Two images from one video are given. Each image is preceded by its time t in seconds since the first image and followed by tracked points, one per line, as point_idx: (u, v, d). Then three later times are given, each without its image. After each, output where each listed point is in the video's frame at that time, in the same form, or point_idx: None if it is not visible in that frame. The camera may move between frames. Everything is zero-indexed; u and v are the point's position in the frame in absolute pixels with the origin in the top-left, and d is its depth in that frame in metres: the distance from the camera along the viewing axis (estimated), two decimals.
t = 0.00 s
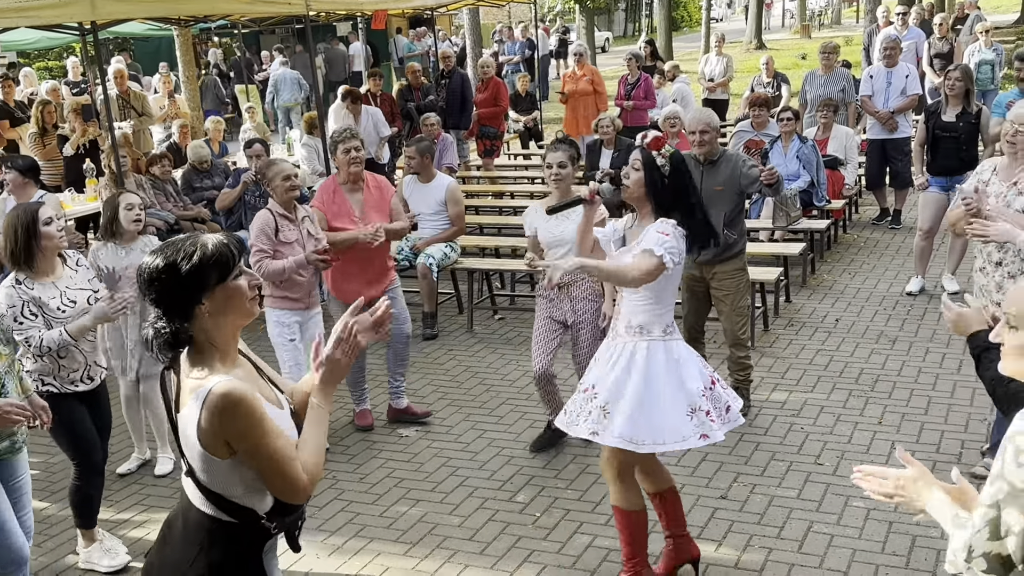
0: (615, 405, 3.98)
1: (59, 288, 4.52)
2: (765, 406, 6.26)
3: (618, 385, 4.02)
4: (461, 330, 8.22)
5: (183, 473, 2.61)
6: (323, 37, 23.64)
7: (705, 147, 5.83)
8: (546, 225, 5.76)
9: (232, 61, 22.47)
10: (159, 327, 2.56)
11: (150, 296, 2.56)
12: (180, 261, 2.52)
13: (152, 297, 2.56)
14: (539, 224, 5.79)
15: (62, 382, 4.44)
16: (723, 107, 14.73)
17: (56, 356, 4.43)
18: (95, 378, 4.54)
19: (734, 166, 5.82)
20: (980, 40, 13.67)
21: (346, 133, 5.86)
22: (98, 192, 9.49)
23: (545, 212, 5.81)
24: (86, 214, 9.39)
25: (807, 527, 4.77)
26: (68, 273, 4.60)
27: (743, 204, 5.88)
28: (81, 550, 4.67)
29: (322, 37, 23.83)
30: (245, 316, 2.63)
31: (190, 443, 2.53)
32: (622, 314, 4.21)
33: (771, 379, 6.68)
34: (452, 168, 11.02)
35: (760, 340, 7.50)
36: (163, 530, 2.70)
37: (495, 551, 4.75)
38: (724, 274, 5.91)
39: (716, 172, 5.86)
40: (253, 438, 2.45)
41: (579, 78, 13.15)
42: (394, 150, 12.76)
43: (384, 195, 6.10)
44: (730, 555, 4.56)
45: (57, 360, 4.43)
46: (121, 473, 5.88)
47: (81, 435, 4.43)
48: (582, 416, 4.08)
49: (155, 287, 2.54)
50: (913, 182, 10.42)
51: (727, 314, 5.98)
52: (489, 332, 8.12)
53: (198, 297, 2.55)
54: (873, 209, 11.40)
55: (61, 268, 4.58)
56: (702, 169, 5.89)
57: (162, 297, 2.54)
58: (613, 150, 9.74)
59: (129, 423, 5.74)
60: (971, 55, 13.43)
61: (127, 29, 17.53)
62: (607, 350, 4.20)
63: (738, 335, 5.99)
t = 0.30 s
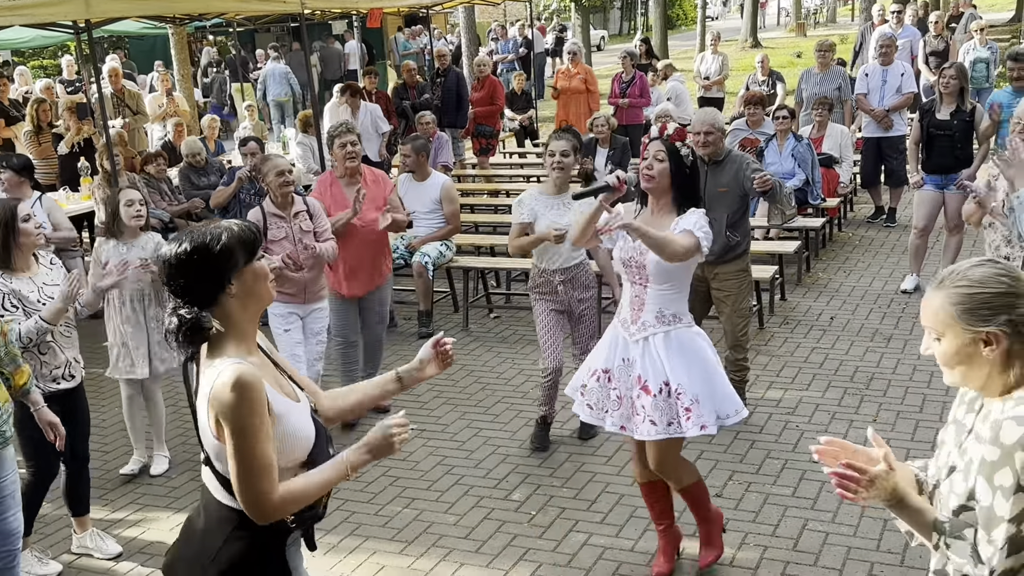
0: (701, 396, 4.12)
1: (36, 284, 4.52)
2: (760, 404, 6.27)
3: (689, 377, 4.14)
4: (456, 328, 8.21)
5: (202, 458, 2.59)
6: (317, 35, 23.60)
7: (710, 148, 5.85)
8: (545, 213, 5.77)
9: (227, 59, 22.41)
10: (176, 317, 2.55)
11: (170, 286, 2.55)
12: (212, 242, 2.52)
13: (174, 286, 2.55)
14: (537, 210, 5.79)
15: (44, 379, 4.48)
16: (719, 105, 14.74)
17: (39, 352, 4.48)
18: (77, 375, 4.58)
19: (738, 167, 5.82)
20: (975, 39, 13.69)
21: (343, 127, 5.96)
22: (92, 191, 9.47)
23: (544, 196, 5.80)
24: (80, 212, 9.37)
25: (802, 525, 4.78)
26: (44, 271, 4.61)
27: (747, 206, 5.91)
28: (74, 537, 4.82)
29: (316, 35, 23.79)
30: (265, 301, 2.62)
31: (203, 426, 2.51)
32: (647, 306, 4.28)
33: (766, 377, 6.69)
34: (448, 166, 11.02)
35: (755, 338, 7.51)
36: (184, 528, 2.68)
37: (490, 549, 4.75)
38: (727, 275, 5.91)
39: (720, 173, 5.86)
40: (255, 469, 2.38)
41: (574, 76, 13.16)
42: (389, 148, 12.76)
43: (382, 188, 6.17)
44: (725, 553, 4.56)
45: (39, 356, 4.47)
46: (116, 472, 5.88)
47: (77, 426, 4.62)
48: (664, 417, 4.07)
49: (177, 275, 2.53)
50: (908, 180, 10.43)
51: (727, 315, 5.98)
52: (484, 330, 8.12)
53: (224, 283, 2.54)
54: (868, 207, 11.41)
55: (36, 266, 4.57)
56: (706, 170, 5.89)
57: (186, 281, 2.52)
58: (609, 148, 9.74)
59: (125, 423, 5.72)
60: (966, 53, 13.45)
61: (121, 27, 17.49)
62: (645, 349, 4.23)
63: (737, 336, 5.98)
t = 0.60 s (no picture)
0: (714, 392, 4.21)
1: (8, 287, 4.36)
2: (756, 403, 6.27)
3: (705, 372, 4.21)
4: (452, 328, 8.21)
5: (227, 460, 2.57)
6: (313, 35, 23.57)
7: (706, 147, 5.87)
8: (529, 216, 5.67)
9: (223, 58, 22.38)
10: (193, 318, 2.54)
11: (185, 287, 2.54)
12: (231, 242, 2.52)
13: (192, 286, 2.53)
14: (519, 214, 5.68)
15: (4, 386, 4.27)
16: (715, 105, 14.74)
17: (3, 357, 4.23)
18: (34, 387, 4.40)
19: (734, 167, 5.82)
20: (970, 38, 13.71)
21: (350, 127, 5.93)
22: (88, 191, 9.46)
23: (522, 199, 5.72)
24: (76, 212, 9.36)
25: (798, 525, 4.78)
26: (12, 278, 4.44)
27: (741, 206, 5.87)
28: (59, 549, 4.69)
29: (312, 35, 23.76)
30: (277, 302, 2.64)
31: (241, 423, 2.50)
32: (667, 299, 4.29)
33: (762, 376, 6.70)
34: (444, 165, 11.02)
35: (751, 338, 7.51)
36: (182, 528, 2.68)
37: (486, 549, 4.75)
38: (721, 275, 5.89)
39: (716, 173, 5.87)
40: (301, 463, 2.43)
41: (570, 76, 13.16)
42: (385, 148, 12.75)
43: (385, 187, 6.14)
44: (722, 553, 4.56)
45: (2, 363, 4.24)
46: (113, 472, 5.87)
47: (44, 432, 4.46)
48: (678, 410, 4.20)
49: (195, 275, 2.52)
50: (903, 179, 10.44)
51: (723, 315, 5.98)
52: (480, 330, 8.12)
53: (252, 280, 2.54)
54: (864, 206, 11.43)
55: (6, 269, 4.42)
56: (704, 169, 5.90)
57: (207, 279, 2.51)
58: (605, 147, 9.73)
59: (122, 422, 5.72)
60: (962, 53, 13.47)
61: (116, 27, 17.46)
62: (665, 343, 4.25)
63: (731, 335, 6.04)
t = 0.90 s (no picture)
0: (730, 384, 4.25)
1: None
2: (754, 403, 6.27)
3: (721, 362, 4.25)
4: (449, 329, 8.20)
5: (260, 458, 2.55)
6: (310, 36, 23.55)
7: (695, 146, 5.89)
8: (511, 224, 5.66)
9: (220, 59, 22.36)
10: (206, 321, 2.52)
11: (203, 291, 2.51)
12: (252, 247, 2.50)
13: (208, 291, 2.51)
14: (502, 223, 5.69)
15: None
16: (713, 105, 14.75)
17: None
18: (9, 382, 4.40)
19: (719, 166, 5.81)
20: (967, 39, 13.72)
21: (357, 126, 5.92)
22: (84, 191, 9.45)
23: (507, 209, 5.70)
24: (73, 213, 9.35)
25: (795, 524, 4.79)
26: None
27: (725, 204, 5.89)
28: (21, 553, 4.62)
29: (309, 36, 23.75)
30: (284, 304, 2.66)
31: (285, 415, 2.53)
32: (683, 294, 4.31)
33: (760, 376, 6.70)
34: (441, 166, 11.02)
35: (748, 338, 7.51)
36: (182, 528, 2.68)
37: (483, 549, 4.75)
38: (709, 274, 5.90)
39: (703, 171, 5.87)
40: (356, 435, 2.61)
41: (568, 76, 13.17)
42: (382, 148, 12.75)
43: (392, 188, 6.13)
44: (719, 553, 4.56)
45: None
46: (110, 473, 5.87)
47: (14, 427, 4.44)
48: (695, 401, 4.24)
49: (213, 279, 2.49)
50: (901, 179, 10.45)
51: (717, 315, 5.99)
52: (478, 330, 8.12)
53: (268, 285, 2.55)
54: (861, 207, 11.44)
55: None
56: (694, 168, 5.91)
57: (225, 285, 2.49)
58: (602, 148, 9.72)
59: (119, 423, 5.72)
60: (959, 53, 13.49)
61: (113, 27, 17.44)
62: (680, 336, 4.27)
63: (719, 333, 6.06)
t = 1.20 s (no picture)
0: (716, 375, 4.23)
1: None
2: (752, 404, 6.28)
3: (709, 354, 4.23)
4: (447, 330, 8.20)
5: (267, 465, 2.55)
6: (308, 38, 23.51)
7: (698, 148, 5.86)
8: (502, 217, 5.63)
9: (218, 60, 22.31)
10: (218, 321, 2.53)
11: (218, 292, 2.53)
12: (270, 252, 2.53)
13: (224, 292, 2.53)
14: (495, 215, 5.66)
15: None
16: (711, 107, 14.75)
17: None
18: None
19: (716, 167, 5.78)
20: (965, 40, 13.73)
21: (358, 128, 5.85)
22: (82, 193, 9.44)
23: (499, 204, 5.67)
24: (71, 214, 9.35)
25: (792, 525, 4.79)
26: None
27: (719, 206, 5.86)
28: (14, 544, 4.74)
29: (307, 38, 23.71)
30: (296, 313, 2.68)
31: (298, 420, 2.55)
32: (675, 288, 4.32)
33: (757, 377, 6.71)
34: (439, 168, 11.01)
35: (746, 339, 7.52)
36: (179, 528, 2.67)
37: (481, 550, 4.75)
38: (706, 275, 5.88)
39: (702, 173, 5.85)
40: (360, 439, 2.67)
41: (569, 77, 13.17)
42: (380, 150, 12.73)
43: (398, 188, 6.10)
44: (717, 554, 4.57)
45: None
46: (108, 475, 5.87)
47: None
48: (682, 391, 4.24)
49: (229, 280, 2.51)
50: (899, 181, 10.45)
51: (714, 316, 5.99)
52: (476, 332, 8.12)
53: (283, 292, 2.57)
54: (858, 208, 11.44)
55: None
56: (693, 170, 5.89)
57: (241, 287, 2.51)
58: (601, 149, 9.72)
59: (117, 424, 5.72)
60: (957, 54, 13.50)
61: (111, 28, 17.39)
62: (671, 326, 4.28)
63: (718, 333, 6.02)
